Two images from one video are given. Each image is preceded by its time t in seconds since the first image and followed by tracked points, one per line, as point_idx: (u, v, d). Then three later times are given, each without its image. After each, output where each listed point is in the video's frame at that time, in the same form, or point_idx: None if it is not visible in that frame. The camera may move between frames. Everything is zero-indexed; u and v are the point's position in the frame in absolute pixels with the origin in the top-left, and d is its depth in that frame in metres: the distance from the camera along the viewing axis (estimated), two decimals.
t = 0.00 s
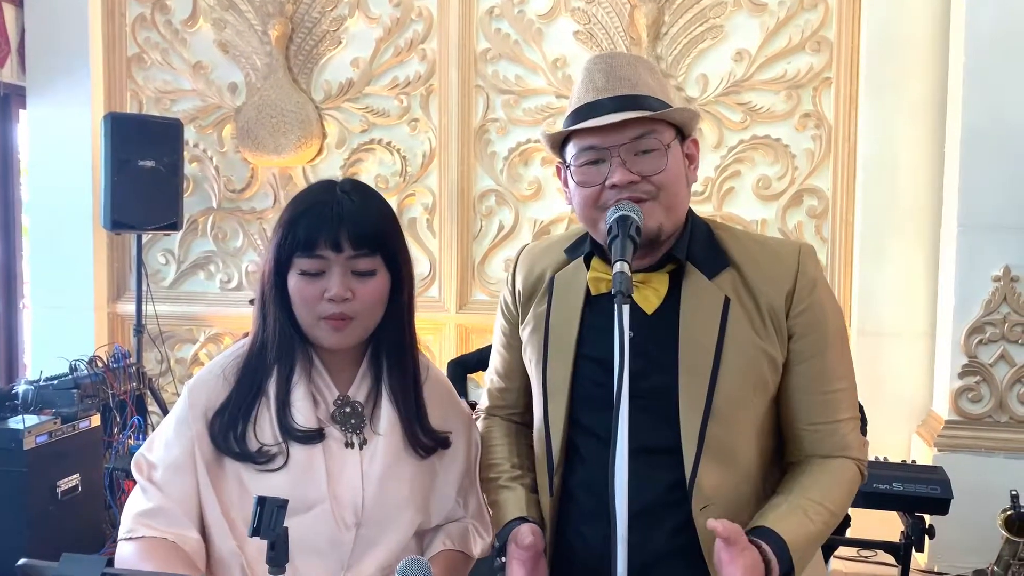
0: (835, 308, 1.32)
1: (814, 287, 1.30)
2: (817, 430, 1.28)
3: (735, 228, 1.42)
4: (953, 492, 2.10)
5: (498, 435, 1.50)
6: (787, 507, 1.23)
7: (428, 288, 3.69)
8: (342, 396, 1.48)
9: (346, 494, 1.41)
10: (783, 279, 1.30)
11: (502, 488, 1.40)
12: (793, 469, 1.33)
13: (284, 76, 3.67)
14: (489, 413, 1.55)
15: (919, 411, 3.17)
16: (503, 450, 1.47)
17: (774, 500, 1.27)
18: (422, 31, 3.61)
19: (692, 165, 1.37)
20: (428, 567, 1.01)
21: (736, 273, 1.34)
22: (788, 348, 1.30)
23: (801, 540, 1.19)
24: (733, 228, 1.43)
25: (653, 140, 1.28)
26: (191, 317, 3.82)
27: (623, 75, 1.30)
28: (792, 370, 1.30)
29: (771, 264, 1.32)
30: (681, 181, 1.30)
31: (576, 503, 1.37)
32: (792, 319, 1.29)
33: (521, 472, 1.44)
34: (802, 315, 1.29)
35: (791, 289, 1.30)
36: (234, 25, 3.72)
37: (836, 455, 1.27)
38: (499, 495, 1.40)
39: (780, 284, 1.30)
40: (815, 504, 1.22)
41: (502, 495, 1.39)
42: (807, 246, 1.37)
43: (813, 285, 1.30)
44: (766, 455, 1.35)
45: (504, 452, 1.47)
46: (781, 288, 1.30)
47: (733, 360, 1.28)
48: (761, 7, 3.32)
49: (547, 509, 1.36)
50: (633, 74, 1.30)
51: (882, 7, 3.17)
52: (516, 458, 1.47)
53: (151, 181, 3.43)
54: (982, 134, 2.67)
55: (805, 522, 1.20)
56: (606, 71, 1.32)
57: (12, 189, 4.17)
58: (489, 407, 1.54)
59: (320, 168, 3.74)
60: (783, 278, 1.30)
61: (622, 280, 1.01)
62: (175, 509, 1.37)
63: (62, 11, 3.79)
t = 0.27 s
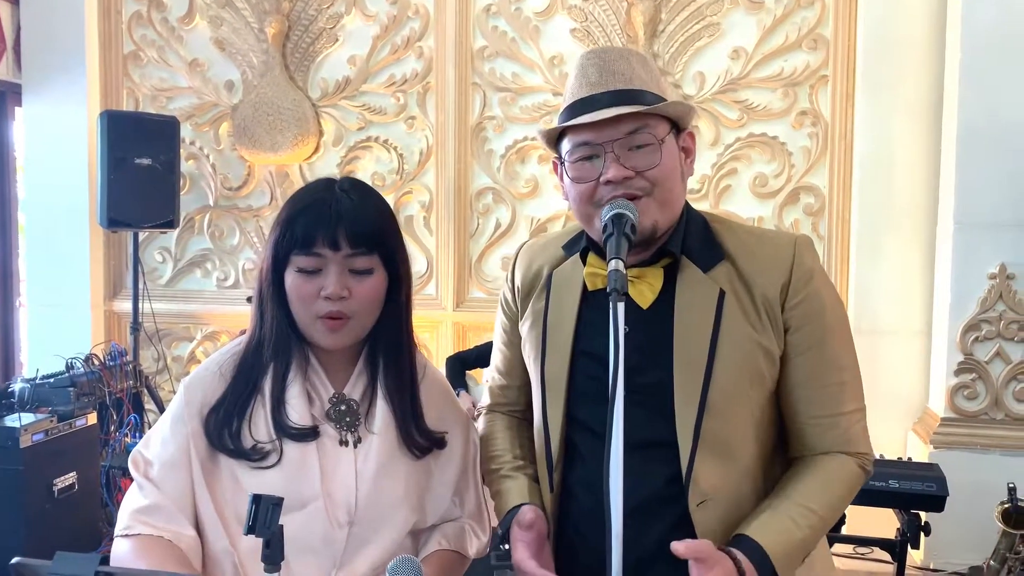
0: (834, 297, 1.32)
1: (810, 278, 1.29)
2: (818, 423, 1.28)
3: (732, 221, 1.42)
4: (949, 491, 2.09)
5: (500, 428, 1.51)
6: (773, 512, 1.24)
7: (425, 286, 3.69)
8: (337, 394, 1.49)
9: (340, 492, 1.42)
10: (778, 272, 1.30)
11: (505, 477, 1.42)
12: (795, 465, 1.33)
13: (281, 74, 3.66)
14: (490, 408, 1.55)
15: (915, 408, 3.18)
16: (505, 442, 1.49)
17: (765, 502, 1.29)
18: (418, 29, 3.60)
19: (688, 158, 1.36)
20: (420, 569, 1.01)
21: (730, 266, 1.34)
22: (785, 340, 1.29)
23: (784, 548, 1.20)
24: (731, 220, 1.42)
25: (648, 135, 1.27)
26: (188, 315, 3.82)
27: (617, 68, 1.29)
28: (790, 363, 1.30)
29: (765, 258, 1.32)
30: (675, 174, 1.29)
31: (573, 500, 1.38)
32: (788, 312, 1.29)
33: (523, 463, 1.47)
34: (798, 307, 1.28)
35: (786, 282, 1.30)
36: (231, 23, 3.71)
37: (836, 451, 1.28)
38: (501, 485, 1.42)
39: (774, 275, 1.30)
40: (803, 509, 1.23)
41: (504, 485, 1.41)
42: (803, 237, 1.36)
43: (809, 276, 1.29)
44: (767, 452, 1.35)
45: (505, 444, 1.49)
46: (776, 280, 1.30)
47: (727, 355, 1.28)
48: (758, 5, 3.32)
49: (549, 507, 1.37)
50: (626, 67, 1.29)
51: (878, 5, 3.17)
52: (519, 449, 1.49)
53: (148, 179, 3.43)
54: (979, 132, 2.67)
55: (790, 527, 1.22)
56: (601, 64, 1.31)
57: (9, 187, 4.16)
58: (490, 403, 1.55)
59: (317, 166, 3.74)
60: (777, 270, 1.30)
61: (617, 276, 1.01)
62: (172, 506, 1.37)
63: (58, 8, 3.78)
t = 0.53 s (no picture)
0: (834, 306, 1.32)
1: (811, 288, 1.30)
2: (819, 432, 1.29)
3: (734, 228, 1.42)
4: (946, 488, 2.10)
5: (501, 429, 1.51)
6: (766, 523, 1.27)
7: (423, 284, 3.69)
8: (335, 391, 1.48)
9: (339, 489, 1.42)
10: (779, 282, 1.31)
11: (509, 476, 1.42)
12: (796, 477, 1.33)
13: (278, 71, 3.65)
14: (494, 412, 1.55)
15: (912, 406, 3.18)
16: (506, 443, 1.49)
17: (760, 513, 1.31)
18: (416, 26, 3.60)
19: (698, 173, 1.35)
20: (419, 565, 1.00)
21: (730, 271, 1.34)
22: (784, 350, 1.30)
23: (773, 558, 1.22)
24: (733, 228, 1.42)
25: (654, 148, 1.27)
26: (185, 313, 3.81)
27: (644, 72, 1.29)
28: (789, 372, 1.31)
29: (767, 266, 1.33)
30: (678, 190, 1.28)
31: (571, 498, 1.38)
32: (787, 323, 1.29)
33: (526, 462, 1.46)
34: (798, 318, 1.29)
35: (786, 292, 1.30)
36: (228, 20, 3.70)
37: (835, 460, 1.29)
38: (503, 485, 1.41)
39: (775, 286, 1.31)
40: (796, 522, 1.25)
41: (508, 483, 1.41)
42: (805, 246, 1.37)
43: (810, 285, 1.30)
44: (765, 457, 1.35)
45: (506, 444, 1.49)
46: (777, 290, 1.30)
47: (727, 359, 1.29)
48: (755, 2, 3.32)
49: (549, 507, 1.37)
50: (654, 73, 1.28)
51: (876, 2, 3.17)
52: (520, 449, 1.49)
53: (145, 176, 3.42)
54: (976, 130, 2.68)
55: (781, 537, 1.24)
56: (629, 64, 1.31)
57: (5, 184, 4.15)
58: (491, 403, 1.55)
59: (315, 164, 3.73)
60: (779, 280, 1.31)
61: (619, 275, 1.01)
62: (170, 503, 1.37)
63: (55, 5, 3.77)
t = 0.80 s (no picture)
0: (833, 315, 1.33)
1: (811, 297, 1.31)
2: (815, 437, 1.30)
3: (735, 232, 1.42)
4: (942, 484, 2.11)
5: (492, 421, 1.51)
6: (762, 523, 1.27)
7: (421, 281, 3.69)
8: (334, 388, 1.49)
9: (339, 487, 1.42)
10: (780, 289, 1.31)
11: (500, 467, 1.42)
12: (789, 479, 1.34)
13: (275, 69, 3.65)
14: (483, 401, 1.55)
15: (908, 403, 3.19)
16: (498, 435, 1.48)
17: (755, 514, 1.31)
18: (414, 23, 3.59)
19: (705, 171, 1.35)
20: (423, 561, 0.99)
21: (731, 275, 1.35)
22: (783, 357, 1.31)
23: (770, 558, 1.23)
24: (736, 232, 1.42)
25: (661, 145, 1.27)
26: (183, 310, 3.81)
27: (654, 69, 1.29)
28: (786, 378, 1.31)
29: (768, 271, 1.33)
30: (684, 187, 1.28)
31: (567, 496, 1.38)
32: (786, 330, 1.30)
33: (518, 455, 1.47)
34: (797, 326, 1.30)
35: (787, 300, 1.31)
36: (225, 17, 3.70)
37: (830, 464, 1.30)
38: (495, 477, 1.42)
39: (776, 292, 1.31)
40: (793, 523, 1.26)
41: (500, 476, 1.41)
42: (806, 254, 1.38)
43: (810, 294, 1.31)
44: (758, 458, 1.36)
45: (497, 436, 1.49)
46: (777, 298, 1.31)
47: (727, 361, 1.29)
48: None
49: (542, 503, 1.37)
50: (665, 71, 1.28)
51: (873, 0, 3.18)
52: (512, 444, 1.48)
53: (142, 174, 3.42)
54: (973, 128, 2.68)
55: (778, 538, 1.24)
56: (640, 60, 1.31)
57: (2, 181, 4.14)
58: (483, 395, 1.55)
59: (312, 161, 3.72)
60: (780, 287, 1.31)
61: (614, 272, 1.01)
62: (172, 498, 1.37)
63: (51, 2, 3.76)
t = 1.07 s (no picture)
0: (830, 317, 1.34)
1: (809, 299, 1.31)
2: (812, 436, 1.31)
3: (733, 231, 1.42)
4: (939, 482, 2.12)
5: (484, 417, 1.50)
6: (762, 521, 1.27)
7: (419, 280, 3.69)
8: (329, 387, 1.49)
9: (335, 486, 1.42)
10: (779, 291, 1.31)
11: (494, 466, 1.42)
12: (785, 477, 1.35)
13: (273, 67, 3.64)
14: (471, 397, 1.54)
15: (905, 400, 3.20)
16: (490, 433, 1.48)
17: (753, 512, 1.32)
18: (411, 21, 3.59)
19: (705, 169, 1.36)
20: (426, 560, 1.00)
21: (731, 276, 1.35)
22: (781, 358, 1.32)
23: (772, 555, 1.23)
24: (734, 231, 1.43)
25: (661, 144, 1.27)
26: (180, 309, 3.80)
27: (655, 68, 1.29)
28: (783, 378, 1.32)
29: (768, 272, 1.33)
30: (684, 185, 1.28)
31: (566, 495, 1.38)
32: (785, 332, 1.31)
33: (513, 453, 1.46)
34: (795, 329, 1.30)
35: (787, 301, 1.31)
36: (222, 15, 3.69)
37: (826, 462, 1.30)
38: (490, 474, 1.41)
39: (776, 294, 1.31)
40: (793, 519, 1.26)
41: (494, 474, 1.41)
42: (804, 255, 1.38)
43: (808, 296, 1.32)
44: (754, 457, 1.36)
45: (489, 434, 1.48)
46: (776, 299, 1.31)
47: (726, 361, 1.29)
48: None
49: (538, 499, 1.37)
50: (666, 69, 1.29)
51: None
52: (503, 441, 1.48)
53: (139, 172, 3.41)
54: (970, 126, 2.69)
55: (778, 534, 1.25)
56: (641, 57, 1.31)
57: None
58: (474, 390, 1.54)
59: (309, 159, 3.72)
60: (779, 288, 1.32)
61: (615, 271, 1.01)
62: (162, 505, 1.36)
63: None
